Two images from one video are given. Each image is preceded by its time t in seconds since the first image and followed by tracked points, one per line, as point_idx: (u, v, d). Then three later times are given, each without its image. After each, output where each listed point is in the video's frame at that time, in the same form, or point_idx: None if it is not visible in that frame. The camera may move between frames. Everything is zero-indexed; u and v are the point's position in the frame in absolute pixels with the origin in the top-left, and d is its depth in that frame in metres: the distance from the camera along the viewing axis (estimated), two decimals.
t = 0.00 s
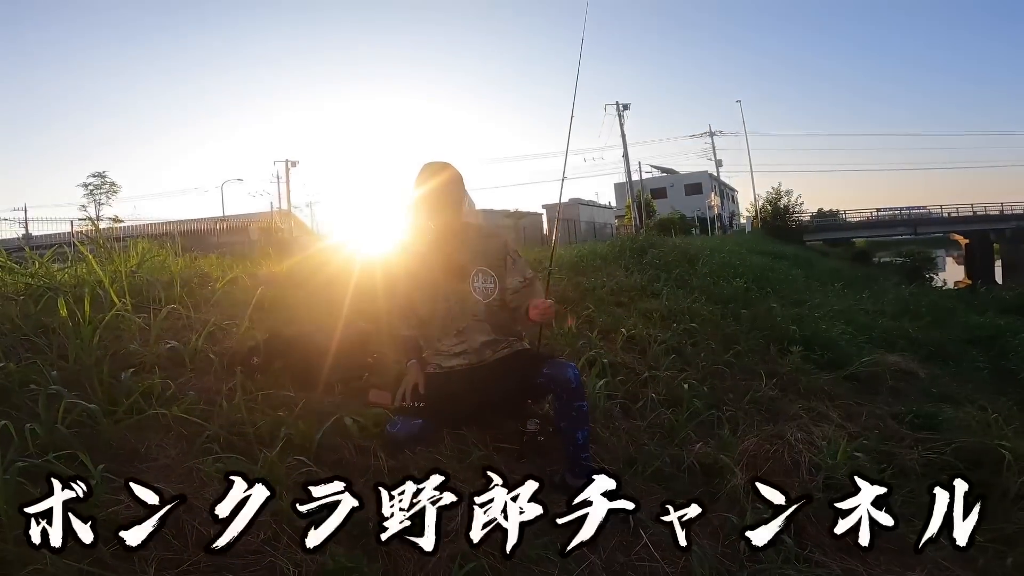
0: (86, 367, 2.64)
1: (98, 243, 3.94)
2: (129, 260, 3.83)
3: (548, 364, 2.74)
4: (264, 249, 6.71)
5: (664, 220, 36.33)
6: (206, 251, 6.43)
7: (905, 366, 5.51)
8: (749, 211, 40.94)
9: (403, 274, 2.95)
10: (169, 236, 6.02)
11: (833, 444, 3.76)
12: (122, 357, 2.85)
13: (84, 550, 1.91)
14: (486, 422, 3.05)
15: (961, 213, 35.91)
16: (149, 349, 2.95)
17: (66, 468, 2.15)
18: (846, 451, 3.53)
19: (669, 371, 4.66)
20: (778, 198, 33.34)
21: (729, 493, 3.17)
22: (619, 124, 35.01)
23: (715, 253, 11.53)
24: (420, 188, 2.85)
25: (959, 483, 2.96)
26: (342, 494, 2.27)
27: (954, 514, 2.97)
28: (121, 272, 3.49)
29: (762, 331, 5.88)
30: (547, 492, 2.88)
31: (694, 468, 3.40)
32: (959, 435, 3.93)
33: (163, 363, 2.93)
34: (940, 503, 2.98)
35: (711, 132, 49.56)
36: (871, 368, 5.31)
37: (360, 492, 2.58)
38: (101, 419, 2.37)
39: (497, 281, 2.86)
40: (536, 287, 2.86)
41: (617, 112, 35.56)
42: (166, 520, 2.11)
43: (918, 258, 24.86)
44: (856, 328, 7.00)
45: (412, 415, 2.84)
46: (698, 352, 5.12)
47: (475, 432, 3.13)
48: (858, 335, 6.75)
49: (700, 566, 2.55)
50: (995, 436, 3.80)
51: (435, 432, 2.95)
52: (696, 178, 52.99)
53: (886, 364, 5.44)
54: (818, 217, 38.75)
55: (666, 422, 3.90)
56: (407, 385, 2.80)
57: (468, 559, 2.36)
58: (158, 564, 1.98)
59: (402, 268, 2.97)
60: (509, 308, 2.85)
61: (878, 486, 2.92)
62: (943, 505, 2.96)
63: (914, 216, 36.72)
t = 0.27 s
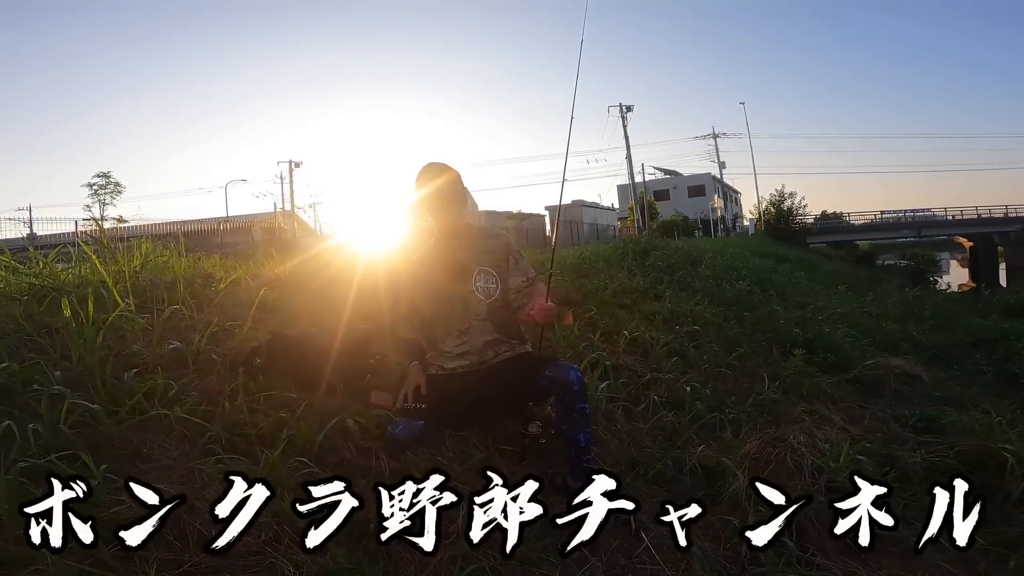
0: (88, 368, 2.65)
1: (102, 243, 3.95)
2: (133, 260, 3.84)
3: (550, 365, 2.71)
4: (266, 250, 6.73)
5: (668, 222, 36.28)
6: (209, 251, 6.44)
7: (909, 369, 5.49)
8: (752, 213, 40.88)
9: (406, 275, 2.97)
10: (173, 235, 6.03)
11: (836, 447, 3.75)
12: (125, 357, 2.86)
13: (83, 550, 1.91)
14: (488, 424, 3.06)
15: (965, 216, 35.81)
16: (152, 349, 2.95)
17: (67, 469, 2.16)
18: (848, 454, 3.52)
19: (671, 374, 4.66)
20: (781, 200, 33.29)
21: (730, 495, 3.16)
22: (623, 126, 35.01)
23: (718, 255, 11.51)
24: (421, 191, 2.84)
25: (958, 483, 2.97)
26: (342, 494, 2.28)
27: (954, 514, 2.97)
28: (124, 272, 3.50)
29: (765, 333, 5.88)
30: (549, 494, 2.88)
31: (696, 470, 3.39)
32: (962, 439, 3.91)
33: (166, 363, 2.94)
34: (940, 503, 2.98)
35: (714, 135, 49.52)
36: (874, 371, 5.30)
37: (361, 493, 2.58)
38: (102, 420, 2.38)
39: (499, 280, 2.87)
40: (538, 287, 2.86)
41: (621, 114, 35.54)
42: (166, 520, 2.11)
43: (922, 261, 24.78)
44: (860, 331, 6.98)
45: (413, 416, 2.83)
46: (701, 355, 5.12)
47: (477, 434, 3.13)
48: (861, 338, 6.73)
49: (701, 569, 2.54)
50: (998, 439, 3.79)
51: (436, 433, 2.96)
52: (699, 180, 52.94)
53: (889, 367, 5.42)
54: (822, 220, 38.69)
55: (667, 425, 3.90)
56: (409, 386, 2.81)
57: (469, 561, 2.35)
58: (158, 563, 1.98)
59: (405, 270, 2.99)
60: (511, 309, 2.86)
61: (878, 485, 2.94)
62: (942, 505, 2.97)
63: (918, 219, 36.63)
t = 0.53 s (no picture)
0: (97, 374, 2.67)
1: (110, 249, 3.98)
2: (141, 266, 3.87)
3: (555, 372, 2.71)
4: (273, 254, 6.76)
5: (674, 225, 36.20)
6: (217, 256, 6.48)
7: (917, 373, 5.46)
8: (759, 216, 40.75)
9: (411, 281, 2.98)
10: (181, 241, 6.07)
11: (843, 452, 3.73)
12: (133, 363, 2.88)
13: (89, 553, 1.93)
14: (494, 429, 3.06)
15: (974, 218, 35.59)
16: (159, 355, 2.97)
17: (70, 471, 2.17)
18: (856, 459, 3.50)
19: (677, 378, 4.65)
20: (789, 203, 33.17)
21: (737, 500, 3.14)
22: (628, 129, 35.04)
23: (725, 259, 11.48)
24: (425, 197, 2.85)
25: (957, 483, 3.02)
26: (342, 494, 2.30)
27: (954, 515, 3.00)
28: (132, 277, 3.52)
29: (772, 337, 5.86)
30: (555, 500, 2.87)
31: (702, 476, 3.38)
32: (972, 443, 3.89)
33: (173, 369, 2.96)
34: (939, 503, 3.00)
35: (720, 137, 49.41)
36: (882, 375, 5.27)
37: (367, 498, 2.58)
38: (110, 426, 2.40)
39: (503, 283, 2.87)
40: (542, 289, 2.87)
41: (627, 117, 35.52)
42: (171, 524, 2.12)
43: (931, 263, 24.62)
44: (868, 335, 6.94)
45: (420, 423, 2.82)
46: (707, 359, 5.11)
47: (482, 440, 3.13)
48: (869, 341, 6.69)
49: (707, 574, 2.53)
50: (1008, 442, 3.76)
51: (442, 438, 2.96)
52: (705, 183, 52.83)
53: (898, 371, 5.39)
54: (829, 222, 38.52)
55: (673, 430, 3.89)
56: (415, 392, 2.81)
57: (474, 566, 2.35)
58: (164, 568, 1.99)
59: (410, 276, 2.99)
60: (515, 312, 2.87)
61: (877, 485, 2.99)
62: (943, 505, 2.99)
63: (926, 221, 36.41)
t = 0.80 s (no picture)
0: (108, 371, 2.69)
1: (121, 247, 4.01)
2: (151, 263, 3.89)
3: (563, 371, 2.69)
4: (281, 252, 6.79)
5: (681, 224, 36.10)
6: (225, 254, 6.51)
7: (926, 374, 5.42)
8: (767, 216, 40.59)
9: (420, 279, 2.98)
10: (190, 239, 6.10)
11: (852, 452, 3.71)
12: (143, 360, 2.90)
13: (99, 550, 1.93)
14: (501, 428, 3.06)
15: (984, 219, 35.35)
16: (170, 352, 2.99)
17: (84, 470, 2.19)
18: (865, 459, 3.49)
19: (684, 378, 4.64)
20: (796, 202, 33.04)
21: (744, 501, 3.13)
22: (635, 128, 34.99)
23: (732, 258, 11.44)
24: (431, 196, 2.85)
25: (959, 483, 2.98)
26: (342, 494, 2.28)
27: (954, 514, 2.97)
28: (143, 275, 3.54)
29: (780, 337, 5.84)
30: (562, 499, 2.87)
31: (709, 476, 3.37)
32: (981, 444, 3.86)
33: (183, 366, 2.98)
34: (940, 503, 2.97)
35: (728, 136, 49.23)
36: (891, 376, 5.24)
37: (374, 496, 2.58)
38: (121, 422, 2.41)
39: (511, 280, 2.89)
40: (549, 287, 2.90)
41: (633, 116, 35.44)
42: (180, 521, 2.13)
43: (941, 264, 24.47)
44: (877, 336, 6.90)
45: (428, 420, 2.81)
46: (714, 359, 5.10)
47: (489, 438, 3.13)
48: (878, 342, 6.66)
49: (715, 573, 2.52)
50: (1018, 443, 3.73)
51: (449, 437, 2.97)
52: (713, 182, 52.66)
53: (906, 372, 5.36)
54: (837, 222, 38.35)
55: (681, 430, 3.88)
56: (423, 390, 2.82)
57: (481, 565, 2.35)
58: (174, 565, 1.98)
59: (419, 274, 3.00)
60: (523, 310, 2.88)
61: (877, 485, 2.96)
62: (943, 505, 2.96)
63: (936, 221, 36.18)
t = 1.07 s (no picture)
0: (117, 366, 2.69)
1: (132, 242, 4.02)
2: (161, 259, 3.90)
3: (571, 371, 2.69)
4: (290, 248, 6.80)
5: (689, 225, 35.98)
6: (235, 250, 6.53)
7: (937, 378, 5.37)
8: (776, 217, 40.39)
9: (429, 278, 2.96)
10: (200, 234, 6.11)
11: (861, 456, 3.68)
12: (152, 355, 2.91)
13: (105, 548, 1.93)
14: (507, 428, 3.05)
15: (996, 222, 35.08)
16: (179, 348, 3.00)
17: (94, 467, 2.20)
18: (875, 463, 3.45)
19: (692, 380, 4.62)
20: (806, 204, 32.87)
21: (752, 504, 3.10)
22: (645, 129, 34.83)
23: (741, 260, 11.38)
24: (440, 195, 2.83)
25: (958, 483, 3.00)
26: (342, 494, 2.28)
27: (954, 515, 2.99)
28: (153, 270, 3.55)
29: (789, 340, 5.80)
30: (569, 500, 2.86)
31: (718, 478, 3.35)
32: (993, 449, 3.82)
33: (192, 362, 2.98)
34: (939, 503, 2.99)
35: (738, 137, 49.01)
36: (901, 379, 5.20)
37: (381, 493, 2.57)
38: (128, 418, 2.41)
39: (521, 283, 2.87)
40: (559, 292, 2.89)
41: (643, 116, 35.35)
42: (186, 518, 2.12)
43: (952, 267, 24.27)
44: (887, 339, 6.85)
45: (434, 419, 2.82)
46: (723, 361, 5.07)
47: (496, 437, 3.12)
48: (888, 345, 6.61)
49: None
50: None
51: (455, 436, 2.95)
52: (722, 183, 52.46)
53: (917, 376, 5.31)
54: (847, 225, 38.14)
55: (689, 432, 3.86)
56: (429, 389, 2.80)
57: (487, 565, 2.34)
58: (180, 563, 1.97)
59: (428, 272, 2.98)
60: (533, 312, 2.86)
61: (877, 485, 2.96)
62: (942, 505, 2.98)
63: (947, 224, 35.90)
